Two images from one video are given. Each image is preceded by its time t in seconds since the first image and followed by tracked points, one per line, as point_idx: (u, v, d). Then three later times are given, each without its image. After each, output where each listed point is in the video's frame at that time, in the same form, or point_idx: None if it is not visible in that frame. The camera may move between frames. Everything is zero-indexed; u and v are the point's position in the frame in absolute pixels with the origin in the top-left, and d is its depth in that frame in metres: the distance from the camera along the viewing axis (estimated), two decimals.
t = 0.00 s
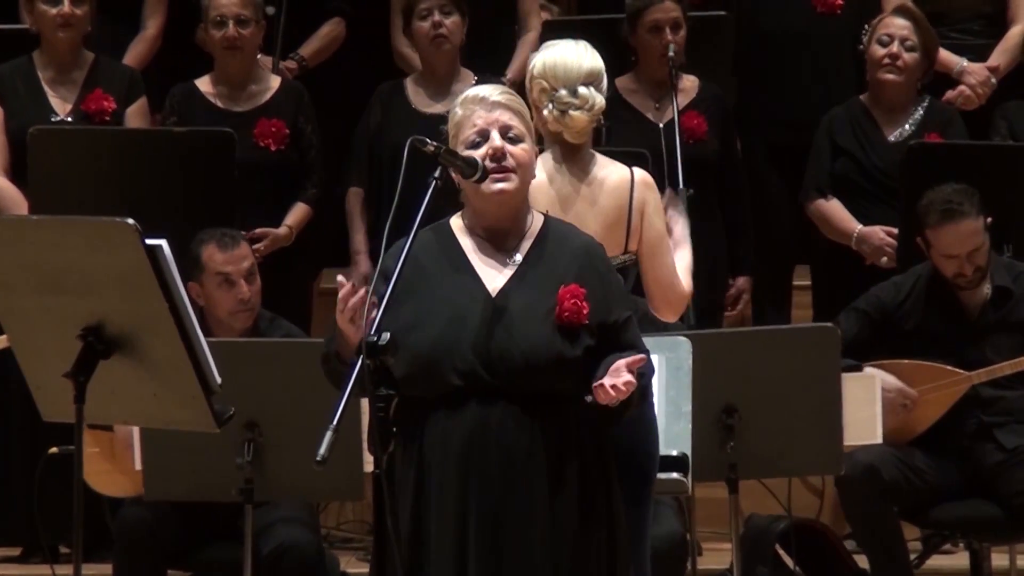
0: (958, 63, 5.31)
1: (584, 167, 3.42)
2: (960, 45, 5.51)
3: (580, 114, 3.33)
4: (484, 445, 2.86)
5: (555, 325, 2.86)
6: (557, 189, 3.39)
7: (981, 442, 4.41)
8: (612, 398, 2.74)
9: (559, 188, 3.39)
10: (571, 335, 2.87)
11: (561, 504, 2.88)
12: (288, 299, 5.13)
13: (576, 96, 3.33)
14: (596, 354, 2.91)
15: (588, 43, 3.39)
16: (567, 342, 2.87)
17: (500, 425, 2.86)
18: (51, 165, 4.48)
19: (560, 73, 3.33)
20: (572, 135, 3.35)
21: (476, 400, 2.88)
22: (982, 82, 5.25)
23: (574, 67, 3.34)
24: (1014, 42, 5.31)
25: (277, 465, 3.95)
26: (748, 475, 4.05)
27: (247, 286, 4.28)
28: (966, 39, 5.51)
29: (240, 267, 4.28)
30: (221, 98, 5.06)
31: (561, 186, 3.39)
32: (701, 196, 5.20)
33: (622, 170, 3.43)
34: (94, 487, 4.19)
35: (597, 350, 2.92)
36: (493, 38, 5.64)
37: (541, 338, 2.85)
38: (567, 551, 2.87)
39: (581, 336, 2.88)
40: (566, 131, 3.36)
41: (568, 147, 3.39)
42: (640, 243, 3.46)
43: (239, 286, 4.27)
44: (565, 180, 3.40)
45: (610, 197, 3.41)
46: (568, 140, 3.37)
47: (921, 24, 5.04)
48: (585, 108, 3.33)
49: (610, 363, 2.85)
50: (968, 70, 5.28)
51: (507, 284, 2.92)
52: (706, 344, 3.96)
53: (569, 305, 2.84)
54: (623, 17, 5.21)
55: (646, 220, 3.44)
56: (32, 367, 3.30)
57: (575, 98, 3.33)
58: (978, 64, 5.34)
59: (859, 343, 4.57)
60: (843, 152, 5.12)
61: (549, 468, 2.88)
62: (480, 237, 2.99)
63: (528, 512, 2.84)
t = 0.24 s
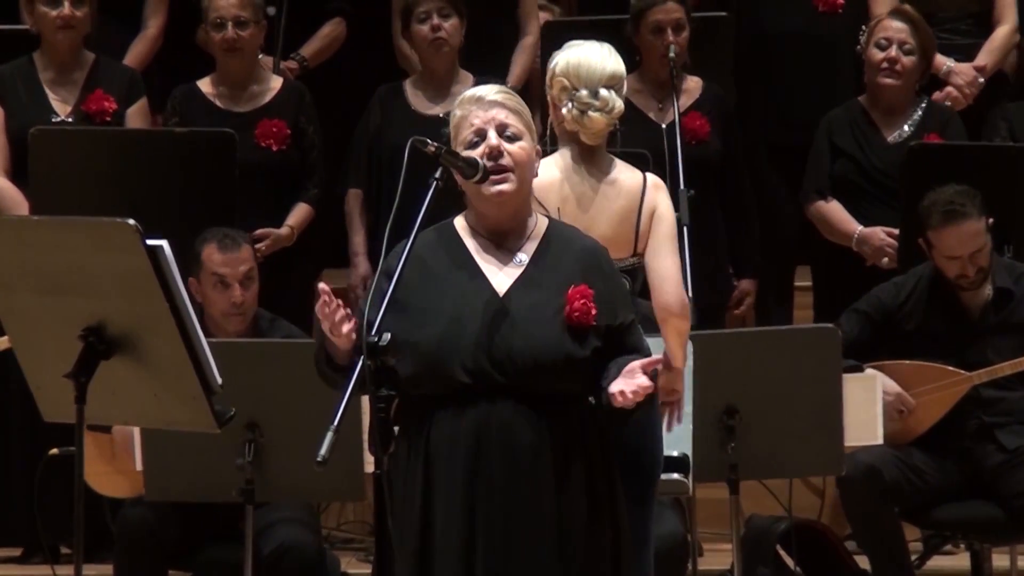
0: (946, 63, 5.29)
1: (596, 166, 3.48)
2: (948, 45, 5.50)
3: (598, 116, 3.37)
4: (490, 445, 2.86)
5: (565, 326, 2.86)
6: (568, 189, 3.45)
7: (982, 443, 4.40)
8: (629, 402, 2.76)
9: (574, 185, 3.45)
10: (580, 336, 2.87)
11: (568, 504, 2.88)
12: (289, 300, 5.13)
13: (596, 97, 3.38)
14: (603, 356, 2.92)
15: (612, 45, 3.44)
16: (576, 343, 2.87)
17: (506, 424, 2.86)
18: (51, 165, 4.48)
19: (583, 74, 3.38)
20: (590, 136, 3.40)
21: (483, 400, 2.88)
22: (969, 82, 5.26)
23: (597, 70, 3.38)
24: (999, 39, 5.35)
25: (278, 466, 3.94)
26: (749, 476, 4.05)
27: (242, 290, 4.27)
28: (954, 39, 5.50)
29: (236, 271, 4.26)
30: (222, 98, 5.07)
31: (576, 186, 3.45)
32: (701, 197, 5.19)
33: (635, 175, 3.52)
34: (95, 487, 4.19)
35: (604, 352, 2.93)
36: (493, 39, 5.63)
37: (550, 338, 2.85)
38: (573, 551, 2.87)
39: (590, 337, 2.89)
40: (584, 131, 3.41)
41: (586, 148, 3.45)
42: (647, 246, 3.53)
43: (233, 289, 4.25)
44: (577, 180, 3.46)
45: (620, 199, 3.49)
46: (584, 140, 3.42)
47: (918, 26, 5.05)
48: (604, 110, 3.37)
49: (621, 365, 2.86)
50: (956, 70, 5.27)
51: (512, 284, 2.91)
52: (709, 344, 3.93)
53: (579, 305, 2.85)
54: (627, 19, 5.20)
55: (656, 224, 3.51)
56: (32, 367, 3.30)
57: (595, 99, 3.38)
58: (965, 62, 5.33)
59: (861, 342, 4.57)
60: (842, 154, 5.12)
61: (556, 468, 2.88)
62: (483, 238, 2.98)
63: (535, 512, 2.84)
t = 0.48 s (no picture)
0: (947, 66, 5.27)
1: (598, 166, 3.46)
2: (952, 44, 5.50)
3: (602, 111, 3.37)
4: (491, 445, 2.85)
5: (564, 325, 2.86)
6: (572, 187, 3.43)
7: (986, 444, 4.40)
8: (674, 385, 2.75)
9: (578, 183, 3.43)
10: (581, 335, 2.86)
11: (569, 509, 2.88)
12: (293, 300, 5.13)
13: (599, 94, 3.39)
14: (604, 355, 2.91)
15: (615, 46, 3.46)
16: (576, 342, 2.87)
17: (508, 424, 2.85)
18: (55, 165, 4.48)
19: (586, 71, 3.39)
20: (593, 132, 3.39)
21: (483, 399, 2.87)
22: (971, 87, 5.26)
23: (601, 68, 3.40)
24: (1000, 41, 5.35)
25: (281, 466, 3.94)
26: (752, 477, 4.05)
27: (248, 292, 4.27)
28: (957, 38, 5.49)
29: (239, 271, 4.26)
30: (227, 98, 5.07)
31: (580, 184, 3.43)
32: (705, 197, 5.19)
33: (636, 175, 3.49)
34: (98, 488, 4.19)
35: (606, 351, 2.93)
36: (497, 40, 5.64)
37: (549, 337, 2.84)
38: (575, 557, 2.87)
39: (591, 336, 2.88)
40: (586, 127, 3.40)
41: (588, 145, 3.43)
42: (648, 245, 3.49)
43: (238, 290, 4.26)
44: (579, 179, 3.44)
45: (621, 197, 3.46)
46: (586, 137, 3.40)
47: (924, 27, 5.04)
48: (607, 107, 3.37)
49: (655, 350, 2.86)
50: (956, 75, 5.26)
51: (514, 283, 2.91)
52: (712, 347, 3.94)
53: (578, 304, 2.84)
54: (633, 19, 5.23)
55: (658, 223, 3.48)
56: (36, 367, 3.30)
57: (598, 95, 3.38)
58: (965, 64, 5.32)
59: (864, 343, 4.57)
60: (845, 154, 5.12)
61: (557, 473, 2.88)
62: (485, 239, 2.98)
63: (537, 517, 2.84)
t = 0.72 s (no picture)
0: (950, 69, 5.24)
1: (588, 168, 3.30)
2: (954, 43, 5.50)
3: (588, 112, 3.21)
4: (490, 447, 2.85)
5: (560, 327, 2.85)
6: (561, 190, 3.27)
7: (989, 444, 4.40)
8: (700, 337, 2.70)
9: (565, 187, 3.27)
10: (578, 337, 2.85)
11: (567, 513, 2.87)
12: (296, 301, 5.13)
13: (585, 94, 3.22)
14: (606, 356, 2.89)
15: (600, 43, 3.30)
16: (573, 344, 2.85)
17: (507, 426, 2.85)
18: (58, 165, 4.48)
19: (572, 71, 3.22)
20: (580, 133, 3.23)
21: (480, 401, 2.87)
22: (975, 89, 5.21)
23: (585, 67, 3.23)
24: (1003, 42, 5.36)
25: (283, 467, 3.94)
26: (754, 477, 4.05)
27: (243, 289, 4.27)
28: (958, 38, 5.49)
29: (235, 270, 4.26)
30: (231, 98, 5.07)
31: (568, 187, 3.26)
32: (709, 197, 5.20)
33: (628, 172, 3.32)
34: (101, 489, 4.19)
35: (607, 354, 2.90)
36: (501, 41, 5.64)
37: (545, 339, 2.83)
38: (574, 559, 2.86)
39: (589, 338, 2.86)
40: (573, 128, 3.23)
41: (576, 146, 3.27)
42: (646, 243, 3.34)
43: (235, 289, 4.26)
44: (569, 182, 3.28)
45: (617, 199, 3.30)
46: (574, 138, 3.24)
47: (927, 29, 5.05)
48: (593, 107, 3.21)
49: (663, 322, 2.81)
50: (961, 77, 5.22)
51: (513, 285, 2.91)
52: (713, 349, 3.93)
53: (573, 306, 2.83)
54: (636, 19, 5.23)
55: (654, 222, 3.32)
56: (40, 368, 3.30)
57: (583, 95, 3.21)
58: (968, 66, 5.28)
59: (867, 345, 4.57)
60: (847, 155, 5.12)
61: (555, 477, 2.87)
62: (486, 240, 2.98)
63: (534, 521, 2.84)
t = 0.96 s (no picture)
0: (958, 69, 5.29)
1: (580, 168, 3.42)
2: (957, 45, 5.50)
3: (573, 115, 3.31)
4: (490, 445, 2.86)
5: (561, 328, 2.85)
6: (554, 192, 3.41)
7: (991, 445, 4.40)
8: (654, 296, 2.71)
9: (557, 190, 3.40)
10: (578, 337, 2.84)
11: (568, 513, 2.87)
12: (299, 301, 5.14)
13: (566, 97, 3.31)
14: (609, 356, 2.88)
15: (572, 42, 3.37)
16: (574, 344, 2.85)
17: (508, 424, 2.86)
18: (62, 165, 4.49)
19: (548, 76, 3.31)
20: (568, 136, 3.33)
21: (482, 402, 2.88)
22: (981, 90, 5.27)
23: (562, 70, 3.32)
24: (1006, 47, 5.35)
25: (285, 467, 3.94)
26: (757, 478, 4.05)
27: (243, 285, 4.27)
28: (967, 39, 5.50)
29: (235, 267, 4.26)
30: (233, 98, 5.08)
31: (564, 188, 3.40)
32: (710, 198, 5.20)
33: (623, 170, 3.46)
34: (103, 488, 4.19)
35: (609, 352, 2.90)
36: (503, 40, 5.65)
37: (545, 339, 2.84)
38: (575, 557, 2.86)
39: (590, 337, 2.86)
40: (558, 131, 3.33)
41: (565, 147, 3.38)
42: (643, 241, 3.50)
43: (235, 287, 4.26)
44: (561, 184, 3.41)
45: (613, 197, 3.44)
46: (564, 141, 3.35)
47: (931, 31, 5.05)
48: (577, 109, 3.31)
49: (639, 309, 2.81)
50: (968, 78, 5.27)
51: (516, 285, 2.92)
52: (716, 348, 3.94)
53: (573, 306, 2.82)
54: (638, 19, 5.23)
55: (650, 218, 3.48)
56: (44, 367, 3.30)
57: (564, 98, 3.31)
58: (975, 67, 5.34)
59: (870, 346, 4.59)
60: (849, 155, 5.12)
61: (556, 475, 2.87)
62: (490, 241, 2.99)
63: (535, 521, 2.84)
